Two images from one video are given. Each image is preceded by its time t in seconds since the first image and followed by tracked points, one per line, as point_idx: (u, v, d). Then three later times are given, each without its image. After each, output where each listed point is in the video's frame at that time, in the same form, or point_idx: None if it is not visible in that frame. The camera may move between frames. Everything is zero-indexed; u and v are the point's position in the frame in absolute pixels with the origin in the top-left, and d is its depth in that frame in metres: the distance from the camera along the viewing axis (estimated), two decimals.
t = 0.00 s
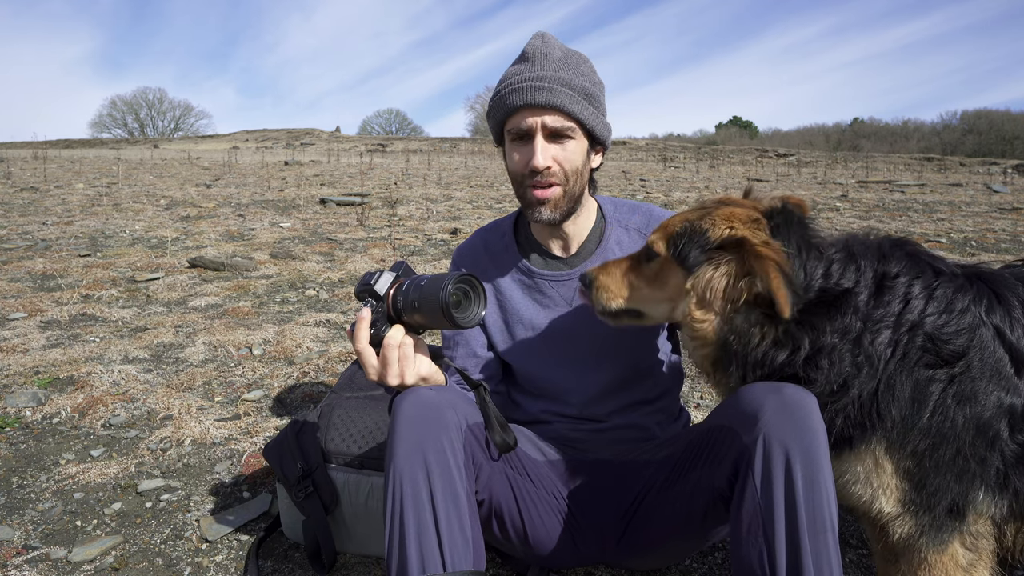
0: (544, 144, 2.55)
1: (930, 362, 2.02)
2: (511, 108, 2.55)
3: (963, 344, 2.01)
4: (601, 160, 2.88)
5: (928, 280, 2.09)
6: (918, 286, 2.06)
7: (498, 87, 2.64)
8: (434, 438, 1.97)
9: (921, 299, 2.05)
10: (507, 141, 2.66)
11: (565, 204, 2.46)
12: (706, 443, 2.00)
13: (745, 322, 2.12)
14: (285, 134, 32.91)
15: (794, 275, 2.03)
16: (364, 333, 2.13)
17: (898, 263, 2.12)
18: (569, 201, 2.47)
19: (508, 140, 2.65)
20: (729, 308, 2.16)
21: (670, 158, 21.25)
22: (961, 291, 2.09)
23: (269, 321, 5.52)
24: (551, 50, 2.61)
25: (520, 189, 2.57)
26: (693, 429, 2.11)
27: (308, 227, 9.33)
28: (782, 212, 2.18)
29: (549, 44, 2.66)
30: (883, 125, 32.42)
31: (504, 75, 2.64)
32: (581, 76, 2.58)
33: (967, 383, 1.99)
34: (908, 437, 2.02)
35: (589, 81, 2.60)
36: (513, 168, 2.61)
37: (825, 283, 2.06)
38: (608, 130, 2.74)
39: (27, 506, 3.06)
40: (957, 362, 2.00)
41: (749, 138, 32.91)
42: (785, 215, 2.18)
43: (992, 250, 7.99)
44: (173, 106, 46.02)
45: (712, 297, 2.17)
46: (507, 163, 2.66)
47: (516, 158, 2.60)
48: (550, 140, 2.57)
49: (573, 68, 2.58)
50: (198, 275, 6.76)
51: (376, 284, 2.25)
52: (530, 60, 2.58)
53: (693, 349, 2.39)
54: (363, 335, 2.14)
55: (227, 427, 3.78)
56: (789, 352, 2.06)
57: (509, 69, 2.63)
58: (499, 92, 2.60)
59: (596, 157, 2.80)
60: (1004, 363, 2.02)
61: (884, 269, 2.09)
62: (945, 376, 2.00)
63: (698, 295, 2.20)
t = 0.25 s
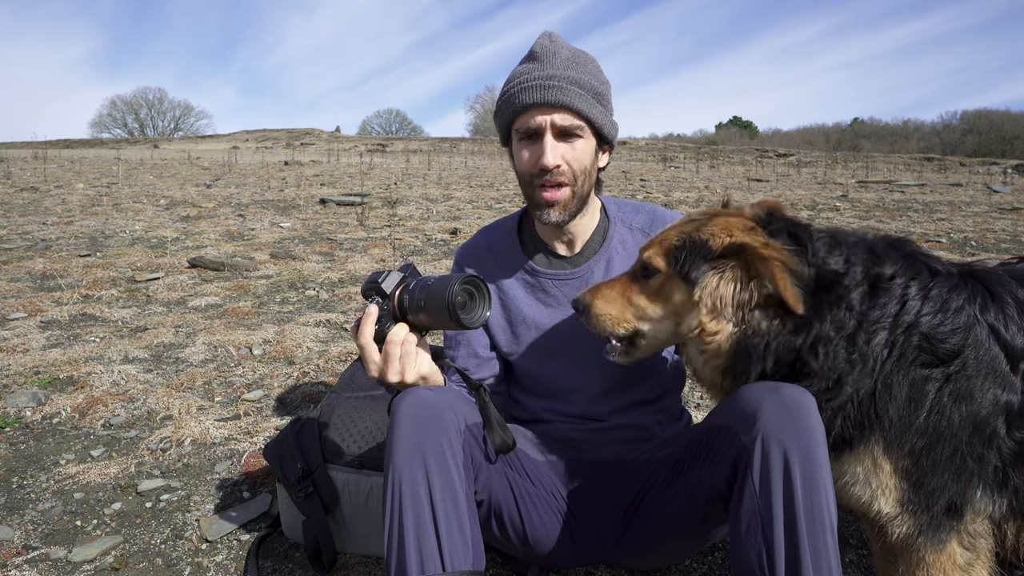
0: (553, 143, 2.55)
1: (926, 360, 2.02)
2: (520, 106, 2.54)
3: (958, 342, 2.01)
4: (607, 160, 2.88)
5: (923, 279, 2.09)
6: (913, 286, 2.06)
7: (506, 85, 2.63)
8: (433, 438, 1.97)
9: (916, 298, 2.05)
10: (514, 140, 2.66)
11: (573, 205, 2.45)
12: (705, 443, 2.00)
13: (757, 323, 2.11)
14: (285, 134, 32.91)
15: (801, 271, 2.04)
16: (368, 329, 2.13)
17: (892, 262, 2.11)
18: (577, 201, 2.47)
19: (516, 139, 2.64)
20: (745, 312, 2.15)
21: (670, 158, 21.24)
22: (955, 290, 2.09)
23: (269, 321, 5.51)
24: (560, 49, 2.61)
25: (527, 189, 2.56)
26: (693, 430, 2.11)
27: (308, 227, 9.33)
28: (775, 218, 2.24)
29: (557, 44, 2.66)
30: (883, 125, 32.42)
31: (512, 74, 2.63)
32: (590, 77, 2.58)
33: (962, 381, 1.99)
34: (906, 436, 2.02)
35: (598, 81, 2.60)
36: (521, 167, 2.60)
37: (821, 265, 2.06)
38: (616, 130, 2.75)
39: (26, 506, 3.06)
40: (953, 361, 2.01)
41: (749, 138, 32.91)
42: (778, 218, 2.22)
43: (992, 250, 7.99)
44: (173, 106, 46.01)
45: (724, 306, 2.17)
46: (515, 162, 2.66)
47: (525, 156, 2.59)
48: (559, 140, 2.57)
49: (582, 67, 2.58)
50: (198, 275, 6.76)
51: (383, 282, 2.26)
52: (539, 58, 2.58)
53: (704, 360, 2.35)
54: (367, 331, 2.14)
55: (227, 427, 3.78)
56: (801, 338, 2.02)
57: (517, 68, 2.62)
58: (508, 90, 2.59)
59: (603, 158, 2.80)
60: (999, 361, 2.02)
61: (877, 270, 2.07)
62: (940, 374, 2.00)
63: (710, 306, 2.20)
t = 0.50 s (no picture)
0: (553, 144, 2.55)
1: (926, 360, 2.02)
2: (521, 107, 2.54)
3: (957, 341, 2.01)
4: (611, 160, 2.88)
5: (921, 278, 2.09)
6: (912, 285, 2.06)
7: (509, 85, 2.63)
8: (433, 439, 1.96)
9: (916, 298, 2.05)
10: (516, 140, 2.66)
11: (573, 204, 2.45)
12: (705, 444, 1.99)
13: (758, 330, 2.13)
14: (285, 134, 32.91)
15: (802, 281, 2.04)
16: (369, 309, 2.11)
17: (891, 262, 2.11)
18: (578, 202, 2.46)
19: (518, 139, 2.64)
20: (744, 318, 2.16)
21: (670, 158, 21.24)
22: (953, 289, 2.09)
23: (269, 321, 5.51)
24: (562, 50, 2.61)
25: (528, 189, 2.56)
26: (693, 430, 2.10)
27: (308, 227, 9.33)
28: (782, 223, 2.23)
29: (559, 44, 2.65)
30: (883, 125, 32.42)
31: (515, 74, 2.64)
32: (591, 77, 2.57)
33: (961, 380, 1.99)
34: (906, 436, 2.02)
35: (599, 81, 2.59)
36: (523, 167, 2.60)
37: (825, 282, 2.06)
38: (619, 129, 2.74)
39: (27, 506, 3.06)
40: (952, 360, 2.01)
41: (749, 138, 32.92)
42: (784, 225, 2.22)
43: (992, 250, 7.99)
44: (173, 106, 46.02)
45: (726, 311, 2.18)
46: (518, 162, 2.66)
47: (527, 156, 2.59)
48: (559, 141, 2.56)
49: (583, 68, 2.57)
50: (198, 275, 6.76)
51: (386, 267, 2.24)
52: (541, 59, 2.58)
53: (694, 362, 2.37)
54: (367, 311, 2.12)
55: (227, 427, 3.78)
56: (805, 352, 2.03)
57: (519, 69, 2.63)
58: (509, 91, 2.60)
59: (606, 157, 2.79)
60: (997, 361, 2.02)
61: (876, 268, 2.09)
62: (939, 373, 2.00)
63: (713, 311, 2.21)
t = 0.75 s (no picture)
0: (557, 135, 2.54)
1: (930, 363, 2.02)
2: (523, 97, 2.53)
3: (961, 345, 2.02)
4: (609, 161, 2.88)
5: (928, 283, 2.09)
6: (918, 290, 2.06)
7: (511, 76, 2.62)
8: (439, 438, 1.96)
9: (922, 302, 2.05)
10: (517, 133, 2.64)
11: (574, 199, 2.46)
12: (709, 444, 2.00)
13: (764, 335, 2.12)
14: (285, 134, 32.91)
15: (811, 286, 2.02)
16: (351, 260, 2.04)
17: (898, 267, 2.10)
18: (578, 195, 2.47)
19: (518, 130, 2.62)
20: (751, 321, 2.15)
21: (670, 158, 21.24)
22: (959, 293, 2.10)
23: (269, 321, 5.52)
24: (565, 44, 2.62)
25: (529, 180, 2.55)
26: (694, 430, 2.11)
27: (308, 227, 9.33)
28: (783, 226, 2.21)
29: (562, 39, 2.66)
30: (883, 125, 32.41)
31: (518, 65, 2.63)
32: (595, 72, 2.58)
33: (965, 383, 2.00)
34: (909, 437, 2.03)
35: (602, 77, 2.60)
36: (523, 158, 2.58)
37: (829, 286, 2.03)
38: (620, 128, 2.75)
39: (27, 506, 3.06)
40: (956, 364, 2.01)
41: (749, 138, 32.92)
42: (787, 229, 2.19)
43: (992, 250, 7.99)
44: (173, 106, 46.02)
45: (737, 317, 2.17)
46: (517, 153, 2.64)
47: (528, 147, 2.57)
48: (562, 132, 2.56)
49: (587, 62, 2.58)
50: (198, 275, 6.76)
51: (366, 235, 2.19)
52: (545, 51, 2.57)
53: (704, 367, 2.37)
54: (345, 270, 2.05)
55: (227, 427, 3.78)
56: (804, 358, 2.01)
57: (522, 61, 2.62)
58: (512, 82, 2.59)
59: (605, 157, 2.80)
60: (1002, 364, 2.02)
61: (883, 277, 2.07)
62: (944, 376, 2.01)
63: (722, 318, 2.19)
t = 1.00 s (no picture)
0: (563, 141, 2.54)
1: (932, 361, 2.02)
2: (529, 102, 2.51)
3: (963, 343, 2.02)
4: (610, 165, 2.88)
5: (927, 280, 2.09)
6: (918, 287, 2.07)
7: (515, 80, 2.60)
8: (446, 438, 1.95)
9: (921, 299, 2.05)
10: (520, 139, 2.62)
11: (581, 204, 2.46)
12: (712, 444, 2.00)
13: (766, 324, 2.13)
14: (285, 134, 32.91)
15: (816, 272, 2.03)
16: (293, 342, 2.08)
17: (897, 263, 2.11)
18: (585, 201, 2.47)
19: (521, 135, 2.61)
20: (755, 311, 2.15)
21: (670, 158, 21.24)
22: (959, 291, 2.10)
23: (269, 321, 5.51)
24: (569, 48, 2.61)
25: (533, 186, 2.54)
26: (696, 431, 2.10)
27: (308, 227, 9.32)
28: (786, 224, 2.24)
29: (566, 42, 2.65)
30: (883, 125, 32.42)
31: (521, 69, 2.61)
32: (599, 77, 2.58)
33: (966, 382, 2.00)
34: (910, 437, 2.02)
35: (607, 82, 2.61)
36: (528, 165, 2.57)
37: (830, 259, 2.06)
38: (621, 133, 2.76)
39: (27, 506, 3.06)
40: (957, 362, 2.01)
41: (749, 138, 32.93)
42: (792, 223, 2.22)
43: (992, 250, 7.99)
44: (173, 106, 46.01)
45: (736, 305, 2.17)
46: (520, 158, 2.63)
47: (532, 153, 2.56)
48: (568, 138, 2.55)
49: (592, 67, 2.58)
50: (198, 275, 6.76)
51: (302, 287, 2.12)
52: (550, 55, 2.57)
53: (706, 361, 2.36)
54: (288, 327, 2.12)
55: (227, 427, 3.78)
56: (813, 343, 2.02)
57: (526, 65, 2.60)
58: (516, 87, 2.57)
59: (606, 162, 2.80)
60: (1002, 362, 2.02)
61: (882, 270, 2.08)
62: (945, 375, 2.01)
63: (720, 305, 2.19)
